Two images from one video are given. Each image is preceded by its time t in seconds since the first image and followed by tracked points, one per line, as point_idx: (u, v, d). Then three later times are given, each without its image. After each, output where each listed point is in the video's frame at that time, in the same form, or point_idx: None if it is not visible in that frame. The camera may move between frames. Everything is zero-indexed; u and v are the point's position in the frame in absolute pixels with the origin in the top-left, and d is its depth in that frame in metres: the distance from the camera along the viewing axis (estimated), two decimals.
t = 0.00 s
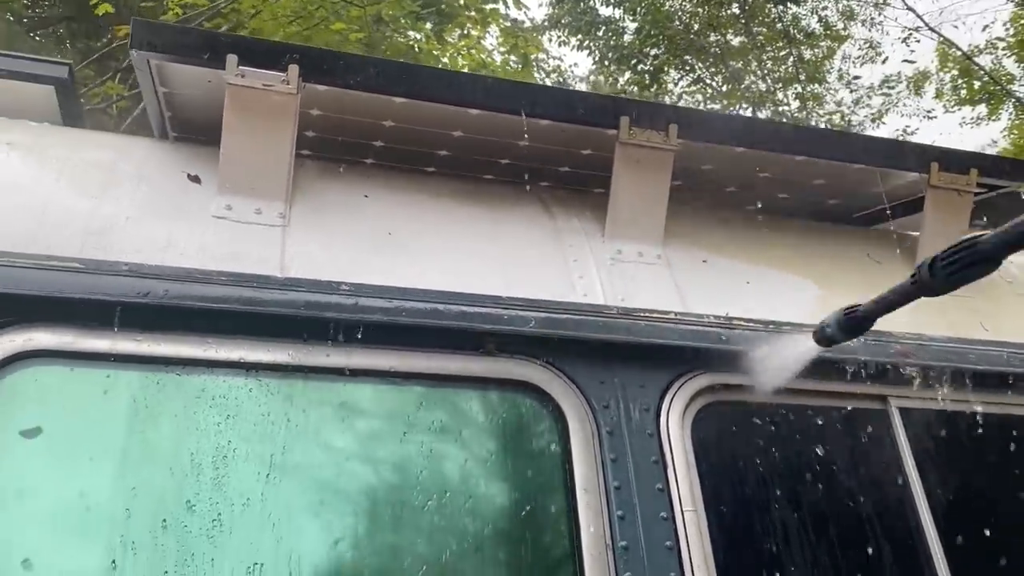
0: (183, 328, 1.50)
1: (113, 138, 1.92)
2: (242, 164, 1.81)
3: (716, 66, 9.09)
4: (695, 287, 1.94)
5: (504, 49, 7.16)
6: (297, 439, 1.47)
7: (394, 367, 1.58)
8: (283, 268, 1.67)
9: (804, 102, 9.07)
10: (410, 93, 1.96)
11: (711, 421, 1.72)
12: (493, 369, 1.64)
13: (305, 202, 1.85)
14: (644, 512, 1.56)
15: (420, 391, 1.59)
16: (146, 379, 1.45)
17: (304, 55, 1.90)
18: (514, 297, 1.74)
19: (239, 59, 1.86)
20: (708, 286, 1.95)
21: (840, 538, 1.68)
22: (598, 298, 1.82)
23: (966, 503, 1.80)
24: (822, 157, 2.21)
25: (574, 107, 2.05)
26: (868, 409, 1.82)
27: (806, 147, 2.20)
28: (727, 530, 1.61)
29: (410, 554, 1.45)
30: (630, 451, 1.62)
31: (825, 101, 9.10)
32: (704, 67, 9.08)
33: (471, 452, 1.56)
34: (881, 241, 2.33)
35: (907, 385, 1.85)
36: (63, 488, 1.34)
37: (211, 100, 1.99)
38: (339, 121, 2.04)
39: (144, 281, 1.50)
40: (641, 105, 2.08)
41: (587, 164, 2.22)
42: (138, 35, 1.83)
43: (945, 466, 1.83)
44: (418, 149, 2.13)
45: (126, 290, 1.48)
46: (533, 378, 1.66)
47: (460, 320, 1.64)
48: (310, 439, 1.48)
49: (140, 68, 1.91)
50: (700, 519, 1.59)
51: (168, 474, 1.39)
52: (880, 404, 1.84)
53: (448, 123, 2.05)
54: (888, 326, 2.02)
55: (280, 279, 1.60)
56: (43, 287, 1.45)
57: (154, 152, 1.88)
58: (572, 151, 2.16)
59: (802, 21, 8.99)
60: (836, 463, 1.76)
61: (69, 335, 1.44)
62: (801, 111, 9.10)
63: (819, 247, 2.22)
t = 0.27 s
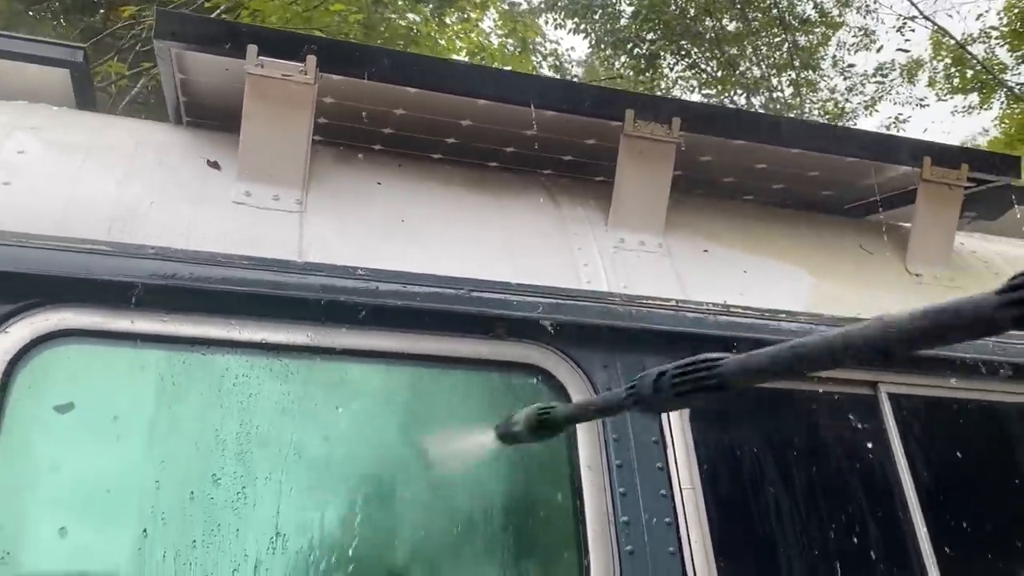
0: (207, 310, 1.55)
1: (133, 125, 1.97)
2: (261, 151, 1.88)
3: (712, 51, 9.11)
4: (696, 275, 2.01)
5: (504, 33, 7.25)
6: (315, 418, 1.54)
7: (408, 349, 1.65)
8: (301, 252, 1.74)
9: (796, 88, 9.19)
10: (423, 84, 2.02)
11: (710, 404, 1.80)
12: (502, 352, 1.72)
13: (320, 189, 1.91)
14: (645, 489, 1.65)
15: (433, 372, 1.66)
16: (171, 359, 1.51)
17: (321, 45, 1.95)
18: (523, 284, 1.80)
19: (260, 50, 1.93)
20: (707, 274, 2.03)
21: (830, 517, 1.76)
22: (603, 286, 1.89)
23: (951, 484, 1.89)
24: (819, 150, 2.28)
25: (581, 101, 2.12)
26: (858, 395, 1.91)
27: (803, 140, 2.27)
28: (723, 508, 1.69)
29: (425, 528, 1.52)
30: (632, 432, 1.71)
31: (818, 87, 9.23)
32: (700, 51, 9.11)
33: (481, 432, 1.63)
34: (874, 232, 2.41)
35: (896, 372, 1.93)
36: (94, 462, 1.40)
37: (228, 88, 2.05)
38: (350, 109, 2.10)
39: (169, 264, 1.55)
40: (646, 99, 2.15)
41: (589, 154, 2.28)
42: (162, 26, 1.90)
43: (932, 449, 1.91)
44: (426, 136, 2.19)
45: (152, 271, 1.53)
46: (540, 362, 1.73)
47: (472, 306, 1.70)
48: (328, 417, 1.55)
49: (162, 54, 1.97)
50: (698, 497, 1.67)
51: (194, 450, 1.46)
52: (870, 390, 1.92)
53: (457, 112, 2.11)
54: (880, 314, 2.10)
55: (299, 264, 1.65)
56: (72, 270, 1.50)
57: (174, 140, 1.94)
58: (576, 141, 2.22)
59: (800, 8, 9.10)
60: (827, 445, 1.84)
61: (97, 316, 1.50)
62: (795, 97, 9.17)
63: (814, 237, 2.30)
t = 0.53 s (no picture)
0: (243, 277, 1.63)
1: (163, 97, 2.03)
2: (289, 123, 1.95)
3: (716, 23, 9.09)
4: (705, 247, 2.10)
5: (506, 4, 7.18)
6: (345, 378, 1.63)
7: (432, 316, 1.73)
8: (329, 222, 1.82)
9: (798, 61, 9.25)
10: (444, 60, 2.08)
11: (718, 371, 1.89)
12: (520, 321, 1.79)
13: (346, 160, 1.99)
14: (655, 451, 1.74)
15: (456, 338, 1.74)
16: (208, 321, 1.59)
17: (348, 20, 2.02)
18: (541, 255, 1.88)
19: (289, 25, 1.99)
20: (717, 247, 2.11)
21: (830, 478, 1.86)
22: (617, 258, 1.97)
23: (946, 449, 1.98)
24: (824, 128, 2.35)
25: (598, 78, 2.18)
26: (858, 364, 2.00)
27: (809, 118, 2.34)
28: (729, 469, 1.78)
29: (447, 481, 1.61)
30: (643, 396, 1.80)
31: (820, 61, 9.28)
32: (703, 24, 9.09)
33: (500, 394, 1.72)
34: (876, 208, 2.49)
35: (895, 343, 2.03)
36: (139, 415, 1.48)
37: (253, 62, 2.10)
38: (369, 84, 2.15)
39: (206, 233, 1.62)
40: (659, 75, 2.23)
41: (601, 128, 2.34)
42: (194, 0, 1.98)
43: (930, 417, 2.00)
44: (443, 108, 2.25)
45: (192, 239, 1.61)
46: (557, 330, 1.80)
47: (492, 276, 1.79)
48: (358, 377, 1.63)
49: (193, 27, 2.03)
50: (706, 457, 1.77)
51: (232, 405, 1.53)
52: (870, 360, 2.01)
53: (474, 86, 2.17)
54: (880, 287, 2.19)
55: (328, 233, 1.73)
56: (115, 236, 1.57)
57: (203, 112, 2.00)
58: (588, 117, 2.29)
59: None
60: (827, 410, 1.93)
61: (139, 279, 1.57)
62: (795, 69, 9.21)
63: (818, 212, 2.38)
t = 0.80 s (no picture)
0: (296, 207, 1.68)
1: (212, 34, 2.07)
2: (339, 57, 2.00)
3: None
4: (747, 184, 2.12)
5: None
6: (394, 306, 1.68)
7: (476, 249, 1.77)
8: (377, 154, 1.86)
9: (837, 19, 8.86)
10: None
11: (755, 305, 1.92)
12: (563, 254, 1.82)
13: (392, 97, 2.02)
14: (693, 380, 1.79)
15: (500, 269, 1.78)
16: (263, 248, 1.64)
17: None
18: (583, 190, 1.90)
19: None
20: (758, 184, 2.13)
21: (864, 410, 1.90)
22: (657, 192, 2.01)
23: (979, 385, 2.01)
24: (866, 68, 2.34)
25: (640, 14, 2.18)
26: (895, 301, 2.02)
27: (853, 57, 2.32)
28: (765, 400, 1.83)
29: (490, 405, 1.68)
30: (682, 328, 1.84)
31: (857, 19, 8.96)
32: None
33: (542, 324, 1.78)
34: (915, 150, 2.49)
35: (932, 281, 2.05)
36: (201, 333, 1.53)
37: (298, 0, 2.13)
38: (412, 24, 2.17)
39: (259, 162, 1.66)
40: (702, 13, 2.23)
41: (641, 70, 2.35)
42: None
43: (964, 354, 2.03)
44: (479, 50, 2.26)
45: (245, 167, 1.65)
46: (599, 262, 1.84)
47: (535, 209, 1.81)
48: (406, 306, 1.69)
49: None
50: (743, 387, 1.81)
51: (288, 327, 1.60)
52: (907, 297, 2.03)
53: (516, 25, 2.18)
54: (918, 227, 2.20)
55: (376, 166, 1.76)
56: (174, 164, 1.62)
57: (251, 49, 2.04)
58: (629, 57, 2.30)
59: None
60: (863, 345, 1.96)
61: (197, 207, 1.62)
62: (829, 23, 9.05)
63: (857, 153, 2.38)
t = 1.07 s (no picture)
0: (343, 153, 1.74)
1: None
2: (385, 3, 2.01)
3: None
4: (791, 126, 2.12)
5: None
6: (439, 247, 1.73)
7: (518, 194, 1.81)
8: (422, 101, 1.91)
9: None
10: None
11: (796, 249, 1.93)
12: (603, 198, 1.86)
13: (437, 44, 2.06)
14: (733, 321, 1.82)
15: (542, 213, 1.83)
16: (312, 193, 1.71)
17: None
18: (625, 134, 1.92)
19: None
20: (803, 126, 2.13)
21: (905, 353, 1.90)
22: (700, 135, 2.02)
23: None
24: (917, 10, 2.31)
25: None
26: (940, 245, 2.01)
27: None
28: (804, 341, 1.84)
29: (533, 344, 1.71)
30: (721, 271, 1.87)
31: None
32: None
33: (583, 267, 1.82)
34: (967, 92, 2.45)
35: (977, 224, 2.04)
36: (257, 276, 1.61)
37: None
38: None
39: (309, 109, 1.73)
40: None
41: (687, 13, 2.34)
42: None
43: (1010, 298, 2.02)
44: None
45: (294, 115, 1.71)
46: (639, 206, 1.87)
47: (577, 153, 1.85)
48: (450, 250, 1.74)
49: None
50: (782, 329, 1.83)
51: (337, 268, 1.66)
52: (952, 241, 2.02)
53: None
54: (966, 170, 2.18)
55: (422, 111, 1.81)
56: (227, 113, 1.69)
57: None
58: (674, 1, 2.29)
59: None
60: (907, 288, 1.96)
61: (249, 154, 1.69)
62: None
63: (907, 95, 2.35)
